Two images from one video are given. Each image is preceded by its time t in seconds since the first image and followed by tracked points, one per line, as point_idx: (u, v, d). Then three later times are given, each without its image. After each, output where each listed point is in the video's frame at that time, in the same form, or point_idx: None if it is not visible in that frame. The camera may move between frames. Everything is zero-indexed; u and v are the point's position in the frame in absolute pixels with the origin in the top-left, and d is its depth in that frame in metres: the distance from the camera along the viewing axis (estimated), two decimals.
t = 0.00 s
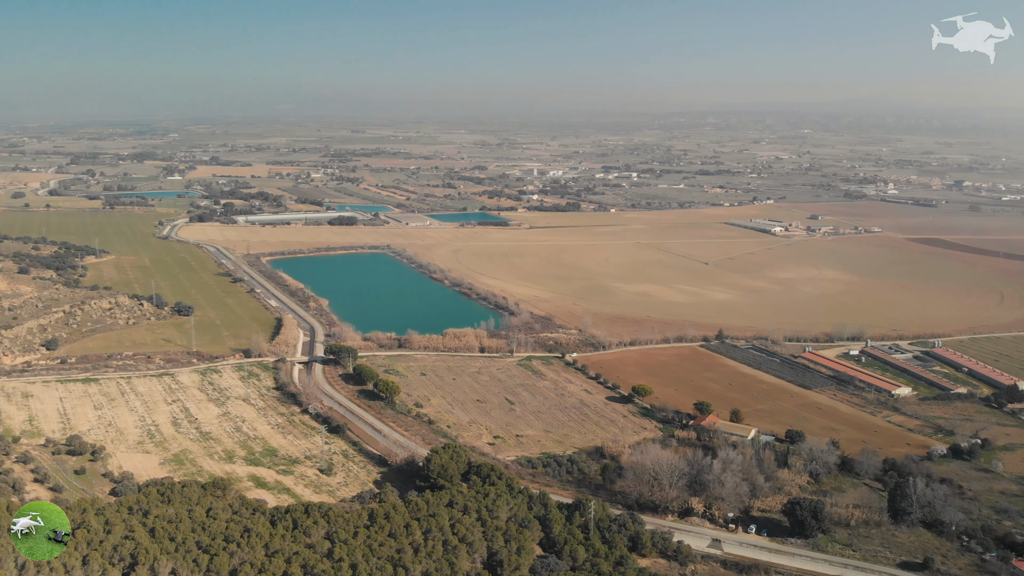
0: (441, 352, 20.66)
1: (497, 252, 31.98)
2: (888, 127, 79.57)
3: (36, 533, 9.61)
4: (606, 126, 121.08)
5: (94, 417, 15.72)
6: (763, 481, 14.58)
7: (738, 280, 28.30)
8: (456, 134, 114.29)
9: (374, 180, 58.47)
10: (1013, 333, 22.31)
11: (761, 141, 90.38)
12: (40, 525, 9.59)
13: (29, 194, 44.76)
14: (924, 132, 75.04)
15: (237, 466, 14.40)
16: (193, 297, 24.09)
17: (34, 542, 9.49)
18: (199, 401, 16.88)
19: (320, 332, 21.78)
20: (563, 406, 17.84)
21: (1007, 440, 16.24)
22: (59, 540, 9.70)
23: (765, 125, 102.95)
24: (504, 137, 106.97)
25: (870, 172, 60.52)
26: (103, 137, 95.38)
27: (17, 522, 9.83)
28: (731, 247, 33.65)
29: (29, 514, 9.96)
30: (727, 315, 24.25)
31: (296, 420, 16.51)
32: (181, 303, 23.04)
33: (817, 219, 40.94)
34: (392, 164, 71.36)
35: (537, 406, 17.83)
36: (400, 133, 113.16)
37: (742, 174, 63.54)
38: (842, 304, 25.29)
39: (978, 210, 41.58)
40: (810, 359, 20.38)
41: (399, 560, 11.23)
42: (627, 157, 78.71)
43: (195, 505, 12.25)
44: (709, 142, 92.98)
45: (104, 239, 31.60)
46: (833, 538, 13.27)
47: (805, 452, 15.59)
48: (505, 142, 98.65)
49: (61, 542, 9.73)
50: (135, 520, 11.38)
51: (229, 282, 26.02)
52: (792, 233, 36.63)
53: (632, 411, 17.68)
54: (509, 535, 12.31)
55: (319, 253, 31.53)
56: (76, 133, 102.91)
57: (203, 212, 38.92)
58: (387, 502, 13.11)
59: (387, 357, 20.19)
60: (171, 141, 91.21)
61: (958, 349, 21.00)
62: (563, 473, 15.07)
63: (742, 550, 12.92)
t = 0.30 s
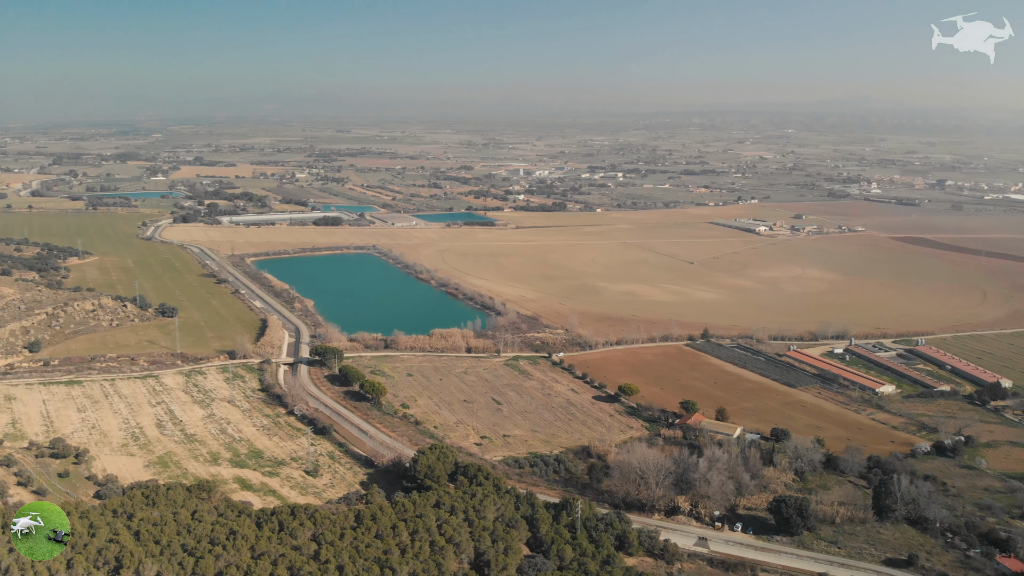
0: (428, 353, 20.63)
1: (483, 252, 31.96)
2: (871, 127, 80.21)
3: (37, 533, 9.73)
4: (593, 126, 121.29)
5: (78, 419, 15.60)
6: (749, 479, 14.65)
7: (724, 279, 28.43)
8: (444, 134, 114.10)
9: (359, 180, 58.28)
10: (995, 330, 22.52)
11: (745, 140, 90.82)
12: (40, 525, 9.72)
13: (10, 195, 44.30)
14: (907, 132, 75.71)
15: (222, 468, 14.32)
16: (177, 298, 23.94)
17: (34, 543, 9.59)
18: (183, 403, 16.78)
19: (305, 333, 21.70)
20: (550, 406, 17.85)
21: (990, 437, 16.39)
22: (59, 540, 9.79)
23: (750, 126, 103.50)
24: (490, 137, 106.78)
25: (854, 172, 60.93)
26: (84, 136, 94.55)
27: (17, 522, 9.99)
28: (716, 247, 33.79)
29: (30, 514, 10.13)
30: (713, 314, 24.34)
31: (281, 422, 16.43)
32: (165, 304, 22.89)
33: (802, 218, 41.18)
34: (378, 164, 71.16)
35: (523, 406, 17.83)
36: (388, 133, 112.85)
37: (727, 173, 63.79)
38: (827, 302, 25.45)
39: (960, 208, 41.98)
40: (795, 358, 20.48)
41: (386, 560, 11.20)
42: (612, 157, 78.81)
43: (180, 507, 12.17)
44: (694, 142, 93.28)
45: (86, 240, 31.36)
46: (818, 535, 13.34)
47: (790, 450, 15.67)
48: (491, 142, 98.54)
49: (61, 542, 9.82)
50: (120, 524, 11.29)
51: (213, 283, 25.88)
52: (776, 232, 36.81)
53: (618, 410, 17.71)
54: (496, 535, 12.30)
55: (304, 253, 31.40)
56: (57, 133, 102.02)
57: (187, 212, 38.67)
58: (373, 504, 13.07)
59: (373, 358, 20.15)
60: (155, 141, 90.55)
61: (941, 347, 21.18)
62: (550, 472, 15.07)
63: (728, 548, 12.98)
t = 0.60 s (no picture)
0: (414, 353, 20.61)
1: (468, 252, 31.94)
2: (855, 126, 80.83)
3: (36, 533, 9.92)
4: (579, 126, 121.45)
5: (60, 422, 15.47)
6: (734, 477, 14.72)
7: (709, 278, 28.54)
8: (430, 133, 113.82)
9: (343, 180, 58.05)
10: (978, 328, 22.73)
11: (729, 140, 91.21)
12: (41, 525, 9.91)
13: None
14: (890, 132, 76.33)
15: (207, 470, 14.25)
16: (160, 300, 23.79)
17: (35, 542, 9.79)
18: (167, 405, 16.68)
19: (290, 334, 21.61)
20: (536, 406, 17.87)
21: (973, 434, 16.55)
22: (59, 540, 9.99)
23: (735, 125, 103.96)
24: (476, 137, 106.33)
25: (838, 171, 61.35)
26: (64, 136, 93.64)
27: (17, 522, 10.14)
28: (701, 246, 33.93)
29: (30, 514, 10.28)
30: (699, 313, 24.43)
31: (266, 423, 16.36)
32: (148, 306, 22.75)
33: (786, 218, 41.41)
34: (364, 163, 70.92)
35: (510, 405, 17.84)
36: (374, 133, 112.41)
37: (711, 173, 64.01)
38: (810, 301, 25.61)
39: (943, 207, 42.40)
40: (779, 356, 20.59)
41: (372, 562, 11.18)
42: (597, 157, 78.86)
43: (165, 510, 12.08)
44: (679, 142, 93.51)
45: (68, 241, 31.09)
46: (803, 533, 13.42)
47: (775, 448, 15.76)
48: (477, 142, 98.35)
49: (61, 542, 10.02)
50: (103, 527, 11.19)
51: (197, 284, 25.73)
52: (759, 232, 36.97)
53: (605, 409, 17.74)
54: (483, 535, 12.30)
55: (288, 254, 31.25)
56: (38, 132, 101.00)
57: (170, 213, 38.41)
58: (359, 505, 13.04)
59: (359, 359, 20.09)
60: (135, 141, 89.58)
61: (924, 344, 21.36)
62: (537, 472, 15.08)
63: (714, 546, 13.03)
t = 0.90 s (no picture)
0: (398, 353, 20.58)
1: (452, 252, 31.92)
2: (836, 126, 81.52)
3: (36, 533, 9.69)
4: (563, 126, 121.59)
5: (41, 425, 15.32)
6: (718, 475, 14.80)
7: (692, 277, 28.67)
8: (415, 133, 113.46)
9: (326, 180, 57.80)
10: (959, 325, 22.95)
11: (712, 140, 91.63)
12: (41, 525, 9.65)
13: None
14: (871, 133, 77.02)
15: (190, 472, 14.16)
16: (142, 301, 23.62)
17: (35, 542, 9.57)
18: (149, 407, 16.57)
19: (273, 335, 21.51)
20: (521, 405, 17.89)
21: (954, 431, 16.72)
22: (59, 539, 9.73)
23: (718, 125, 104.41)
24: (460, 137, 105.69)
25: (819, 171, 61.76)
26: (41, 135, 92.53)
27: (18, 523, 9.89)
28: (684, 245, 34.08)
29: (30, 514, 9.99)
30: (683, 312, 24.54)
31: (249, 425, 16.29)
32: (130, 307, 22.58)
33: (768, 217, 41.66)
34: (348, 163, 70.66)
35: (495, 405, 17.84)
36: (358, 132, 111.88)
37: (694, 173, 64.25)
38: (793, 299, 25.78)
39: (923, 206, 42.83)
40: (762, 354, 20.71)
41: (357, 563, 11.15)
42: (581, 157, 78.83)
43: (148, 513, 11.99)
44: (662, 142, 93.74)
45: (48, 242, 30.79)
46: (787, 530, 13.51)
47: (759, 446, 15.85)
48: (461, 142, 98.10)
49: (62, 542, 9.76)
50: (85, 530, 11.09)
51: (179, 285, 25.57)
52: (742, 231, 37.18)
53: (589, 408, 17.79)
54: (469, 535, 12.30)
55: (271, 255, 31.11)
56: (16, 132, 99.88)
57: (151, 213, 38.10)
58: (344, 506, 12.99)
59: (343, 359, 20.03)
60: (115, 142, 88.65)
61: (904, 342, 21.56)
62: (522, 471, 15.09)
63: (699, 544, 13.09)
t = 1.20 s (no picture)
0: (378, 354, 20.53)
1: (433, 252, 31.88)
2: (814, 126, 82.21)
3: (36, 533, 9.66)
4: (545, 125, 121.71)
5: (16, 429, 15.15)
6: (699, 473, 14.89)
7: (672, 277, 28.82)
8: (395, 133, 112.99)
9: (305, 180, 57.49)
10: (935, 323, 23.24)
11: (691, 139, 92.10)
12: (41, 525, 9.65)
13: None
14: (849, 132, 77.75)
15: (169, 475, 14.05)
16: (118, 303, 23.41)
17: (34, 543, 9.56)
18: (127, 410, 16.43)
19: (252, 337, 21.40)
20: (503, 405, 17.90)
21: (931, 427, 16.92)
22: (59, 539, 9.76)
23: (698, 125, 104.95)
24: (441, 137, 104.12)
25: (797, 170, 62.27)
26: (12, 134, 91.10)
27: (17, 522, 9.86)
28: (664, 245, 34.26)
29: (30, 514, 9.98)
30: (663, 311, 24.66)
31: (228, 428, 16.19)
32: (107, 309, 22.37)
33: (746, 216, 41.94)
34: (327, 163, 70.30)
35: (476, 405, 17.85)
36: (337, 132, 111.17)
37: (673, 173, 64.50)
38: (772, 298, 25.97)
39: (899, 204, 43.34)
40: (741, 352, 20.85)
41: (338, 565, 11.11)
42: (562, 158, 78.34)
43: (126, 517, 11.85)
44: (641, 142, 93.97)
45: (22, 244, 30.42)
46: (767, 526, 13.62)
47: (738, 444, 15.96)
48: (441, 142, 97.20)
49: (61, 542, 9.79)
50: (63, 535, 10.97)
51: (156, 287, 25.37)
52: (721, 230, 37.43)
53: (571, 407, 17.84)
54: (450, 536, 12.29)
55: (250, 255, 30.92)
56: None
57: (128, 214, 37.75)
58: (325, 508, 12.93)
59: (323, 361, 19.96)
60: (89, 142, 87.51)
61: (881, 339, 21.79)
62: (504, 471, 15.09)
63: (679, 541, 13.16)
